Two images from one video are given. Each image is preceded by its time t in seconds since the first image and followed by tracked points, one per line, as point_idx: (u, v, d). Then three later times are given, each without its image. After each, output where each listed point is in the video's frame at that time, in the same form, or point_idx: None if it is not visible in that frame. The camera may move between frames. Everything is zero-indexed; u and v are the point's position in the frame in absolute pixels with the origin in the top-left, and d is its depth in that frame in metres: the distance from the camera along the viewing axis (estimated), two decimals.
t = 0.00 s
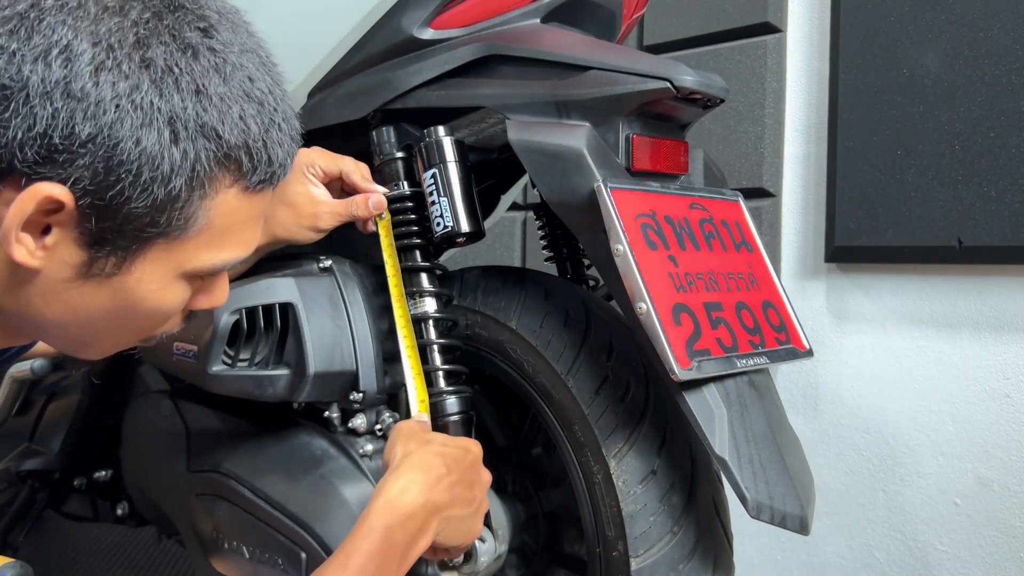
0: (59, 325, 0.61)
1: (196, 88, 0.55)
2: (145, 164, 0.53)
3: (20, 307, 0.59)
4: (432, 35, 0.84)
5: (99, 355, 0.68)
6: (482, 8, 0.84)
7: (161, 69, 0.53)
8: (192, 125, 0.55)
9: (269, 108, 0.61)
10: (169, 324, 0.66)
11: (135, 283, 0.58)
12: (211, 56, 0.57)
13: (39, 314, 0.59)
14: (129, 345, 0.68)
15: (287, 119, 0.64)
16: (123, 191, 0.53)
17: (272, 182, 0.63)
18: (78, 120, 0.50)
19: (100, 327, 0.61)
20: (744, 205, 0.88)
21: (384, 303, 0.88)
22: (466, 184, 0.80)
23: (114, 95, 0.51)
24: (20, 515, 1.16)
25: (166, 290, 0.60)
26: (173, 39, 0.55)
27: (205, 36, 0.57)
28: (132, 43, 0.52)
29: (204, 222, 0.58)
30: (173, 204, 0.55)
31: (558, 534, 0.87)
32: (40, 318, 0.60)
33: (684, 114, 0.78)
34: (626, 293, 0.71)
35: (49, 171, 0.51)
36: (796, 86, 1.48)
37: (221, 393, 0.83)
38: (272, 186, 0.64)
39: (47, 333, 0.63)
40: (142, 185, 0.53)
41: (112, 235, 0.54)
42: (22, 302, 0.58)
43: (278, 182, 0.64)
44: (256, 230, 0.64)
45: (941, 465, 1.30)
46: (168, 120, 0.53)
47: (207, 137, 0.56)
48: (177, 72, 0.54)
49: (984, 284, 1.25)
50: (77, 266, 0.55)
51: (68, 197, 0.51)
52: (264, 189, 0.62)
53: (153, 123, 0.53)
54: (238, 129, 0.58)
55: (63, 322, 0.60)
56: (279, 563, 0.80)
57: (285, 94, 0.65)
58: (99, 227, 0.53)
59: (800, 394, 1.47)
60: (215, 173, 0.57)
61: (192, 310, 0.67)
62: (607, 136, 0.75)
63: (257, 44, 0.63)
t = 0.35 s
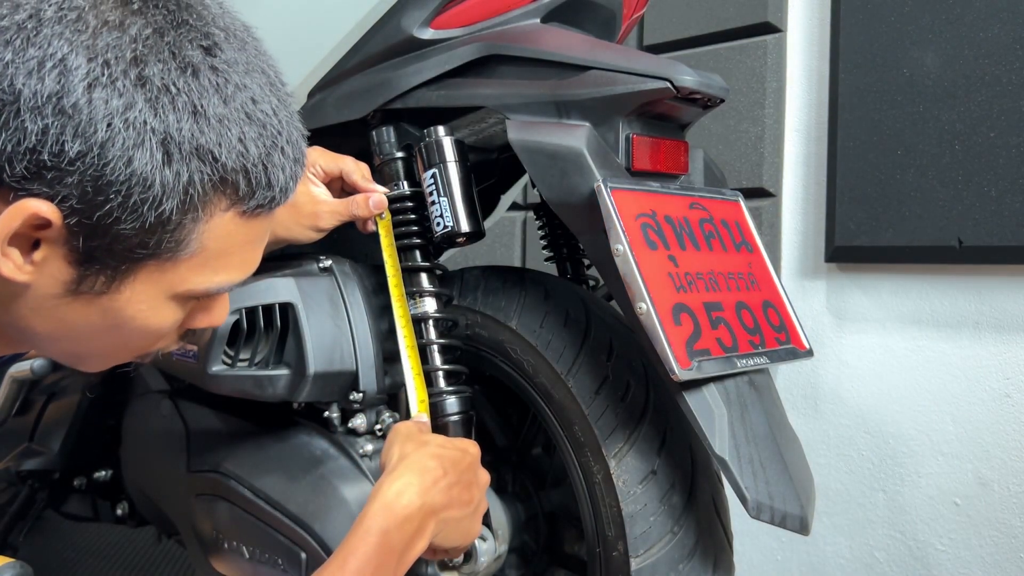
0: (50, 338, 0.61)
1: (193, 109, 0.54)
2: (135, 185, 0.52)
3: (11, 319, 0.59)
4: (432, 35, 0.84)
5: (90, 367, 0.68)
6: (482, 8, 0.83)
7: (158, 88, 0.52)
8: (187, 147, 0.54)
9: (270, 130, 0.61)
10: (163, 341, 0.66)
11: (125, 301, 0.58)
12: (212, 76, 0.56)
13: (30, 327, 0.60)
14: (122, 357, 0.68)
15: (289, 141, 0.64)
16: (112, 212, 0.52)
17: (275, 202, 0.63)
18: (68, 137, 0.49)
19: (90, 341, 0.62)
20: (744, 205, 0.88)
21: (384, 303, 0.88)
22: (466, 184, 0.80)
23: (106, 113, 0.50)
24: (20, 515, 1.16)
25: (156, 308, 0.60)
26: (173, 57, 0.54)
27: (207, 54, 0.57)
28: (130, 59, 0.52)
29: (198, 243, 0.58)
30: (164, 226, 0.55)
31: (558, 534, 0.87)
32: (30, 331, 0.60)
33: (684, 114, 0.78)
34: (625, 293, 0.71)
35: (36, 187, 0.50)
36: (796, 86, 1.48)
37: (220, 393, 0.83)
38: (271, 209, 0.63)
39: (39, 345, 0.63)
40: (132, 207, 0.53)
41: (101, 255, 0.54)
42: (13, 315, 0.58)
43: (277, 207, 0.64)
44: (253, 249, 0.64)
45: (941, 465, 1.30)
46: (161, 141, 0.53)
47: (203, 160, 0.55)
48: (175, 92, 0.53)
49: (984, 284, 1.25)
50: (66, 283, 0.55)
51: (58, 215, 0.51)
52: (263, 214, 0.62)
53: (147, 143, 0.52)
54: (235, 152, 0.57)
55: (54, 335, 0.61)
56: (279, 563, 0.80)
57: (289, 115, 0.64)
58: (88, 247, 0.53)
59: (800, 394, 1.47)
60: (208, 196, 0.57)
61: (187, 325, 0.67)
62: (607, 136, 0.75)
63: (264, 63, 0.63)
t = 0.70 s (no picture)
0: (50, 342, 0.61)
1: (202, 118, 0.54)
2: (143, 193, 0.52)
3: (11, 322, 0.59)
4: (432, 35, 0.84)
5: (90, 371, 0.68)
6: (482, 8, 0.83)
7: (169, 96, 0.53)
8: (195, 156, 0.54)
9: (277, 140, 0.61)
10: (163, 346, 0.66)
11: (127, 306, 0.58)
12: (222, 85, 0.56)
13: (29, 330, 0.59)
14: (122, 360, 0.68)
15: (295, 151, 0.64)
16: (119, 218, 0.52)
17: (279, 209, 0.63)
18: (78, 143, 0.49)
19: (89, 345, 0.62)
20: (744, 205, 0.88)
21: (384, 303, 0.88)
22: (466, 184, 0.80)
23: (117, 121, 0.50)
24: (20, 515, 1.16)
25: (156, 313, 0.60)
26: (184, 65, 0.54)
27: (217, 63, 0.57)
28: (141, 67, 0.52)
29: (202, 250, 0.58)
30: (170, 232, 0.55)
31: (559, 534, 0.88)
32: (30, 334, 0.60)
33: (684, 114, 0.78)
34: (625, 293, 0.71)
35: (42, 191, 0.50)
36: (796, 87, 1.48)
37: (221, 393, 0.83)
38: (275, 217, 0.64)
39: (40, 348, 0.63)
40: (139, 213, 0.53)
41: (104, 260, 0.54)
42: (14, 318, 0.58)
43: (281, 214, 0.64)
44: (255, 255, 0.64)
45: (941, 465, 1.30)
46: (170, 149, 0.53)
47: (210, 168, 0.55)
48: (185, 101, 0.53)
49: (984, 284, 1.25)
50: (68, 286, 0.55)
51: (64, 219, 0.51)
52: (268, 222, 0.62)
53: (155, 151, 0.52)
54: (242, 161, 0.57)
55: (53, 338, 0.61)
56: (279, 563, 0.80)
57: (296, 124, 0.65)
58: (91, 252, 0.53)
59: (800, 394, 1.47)
60: (215, 204, 0.57)
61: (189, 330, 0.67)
62: (607, 136, 0.75)
63: (273, 73, 0.63)
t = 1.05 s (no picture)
0: (54, 341, 0.61)
1: (210, 122, 0.54)
2: (152, 198, 0.52)
3: (16, 322, 0.59)
4: (432, 35, 0.84)
5: (96, 369, 0.68)
6: (482, 8, 0.84)
7: (178, 101, 0.53)
8: (204, 160, 0.54)
9: (283, 143, 0.61)
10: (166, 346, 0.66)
11: (133, 308, 0.59)
12: (230, 90, 0.56)
13: (34, 330, 0.60)
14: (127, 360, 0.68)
15: (300, 153, 0.64)
16: (128, 222, 0.52)
17: (284, 212, 0.63)
18: (88, 148, 0.50)
19: (93, 344, 0.62)
20: (744, 205, 0.88)
21: (384, 303, 0.88)
22: (466, 185, 0.80)
23: (127, 126, 0.50)
24: (21, 515, 1.16)
25: (162, 314, 0.60)
26: (192, 71, 0.54)
27: (225, 68, 0.57)
28: (150, 73, 0.52)
29: (210, 253, 0.58)
30: (180, 236, 0.55)
31: (558, 533, 0.88)
32: (34, 334, 0.60)
33: (683, 114, 0.78)
34: (625, 293, 0.71)
35: (52, 195, 0.50)
36: (796, 87, 1.48)
37: (221, 393, 0.83)
38: (280, 219, 0.64)
39: (45, 348, 0.63)
40: (148, 216, 0.53)
41: (112, 263, 0.54)
42: (18, 318, 0.58)
43: (287, 215, 0.64)
44: (260, 258, 0.64)
45: (941, 466, 1.30)
46: (179, 154, 0.53)
47: (218, 172, 0.55)
48: (194, 106, 0.53)
49: (984, 284, 1.25)
50: (76, 289, 0.55)
51: (73, 222, 0.51)
52: (273, 224, 0.62)
53: (164, 156, 0.52)
54: (250, 164, 0.57)
55: (57, 338, 0.61)
56: (279, 563, 0.80)
57: (301, 127, 0.65)
58: (99, 254, 0.53)
59: (799, 394, 1.47)
60: (223, 208, 0.57)
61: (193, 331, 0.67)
62: (607, 136, 0.75)
63: (278, 77, 0.63)
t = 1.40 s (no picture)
0: (60, 341, 0.61)
1: (209, 118, 0.54)
2: (155, 195, 0.52)
3: (22, 322, 0.59)
4: (432, 35, 0.84)
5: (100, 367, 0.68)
6: (482, 8, 0.84)
7: (177, 98, 0.53)
8: (205, 156, 0.54)
9: (283, 136, 0.61)
10: (169, 344, 0.67)
11: (138, 305, 0.59)
12: (228, 85, 0.56)
13: (41, 331, 0.60)
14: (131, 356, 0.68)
15: (300, 146, 0.64)
16: (131, 220, 0.53)
17: (284, 205, 0.63)
18: (89, 148, 0.50)
19: (99, 344, 0.62)
20: (744, 205, 0.88)
21: (384, 303, 0.88)
22: (466, 185, 0.80)
23: (127, 124, 0.50)
24: (21, 515, 1.16)
25: (167, 311, 0.61)
26: (190, 67, 0.54)
27: (222, 63, 0.56)
28: (148, 70, 0.52)
29: (213, 249, 0.58)
30: (183, 232, 0.55)
31: (558, 533, 0.88)
32: (41, 335, 0.61)
33: (683, 114, 0.78)
34: (625, 293, 0.71)
35: (55, 195, 0.51)
36: (796, 87, 1.48)
37: (221, 393, 0.83)
38: (282, 212, 0.64)
39: (49, 347, 0.63)
40: (151, 213, 0.53)
41: (116, 261, 0.54)
42: (25, 319, 0.59)
43: (288, 209, 0.64)
44: (262, 253, 0.64)
45: (940, 465, 1.30)
46: (180, 150, 0.53)
47: (219, 168, 0.55)
48: (193, 102, 0.53)
49: (984, 284, 1.25)
50: (80, 288, 0.55)
51: (76, 222, 0.51)
52: (274, 217, 0.62)
53: (165, 153, 0.52)
54: (250, 159, 0.57)
55: (64, 338, 0.61)
56: (279, 563, 0.81)
57: (299, 120, 0.64)
58: (103, 252, 0.54)
59: (800, 394, 1.47)
60: (225, 203, 0.57)
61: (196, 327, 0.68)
62: (607, 136, 0.75)
63: (274, 69, 0.62)
